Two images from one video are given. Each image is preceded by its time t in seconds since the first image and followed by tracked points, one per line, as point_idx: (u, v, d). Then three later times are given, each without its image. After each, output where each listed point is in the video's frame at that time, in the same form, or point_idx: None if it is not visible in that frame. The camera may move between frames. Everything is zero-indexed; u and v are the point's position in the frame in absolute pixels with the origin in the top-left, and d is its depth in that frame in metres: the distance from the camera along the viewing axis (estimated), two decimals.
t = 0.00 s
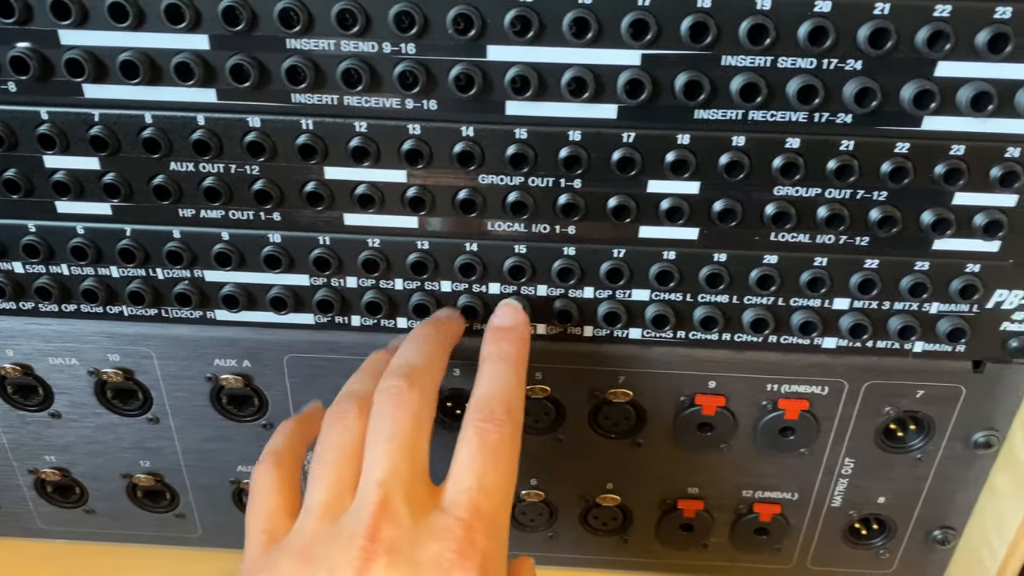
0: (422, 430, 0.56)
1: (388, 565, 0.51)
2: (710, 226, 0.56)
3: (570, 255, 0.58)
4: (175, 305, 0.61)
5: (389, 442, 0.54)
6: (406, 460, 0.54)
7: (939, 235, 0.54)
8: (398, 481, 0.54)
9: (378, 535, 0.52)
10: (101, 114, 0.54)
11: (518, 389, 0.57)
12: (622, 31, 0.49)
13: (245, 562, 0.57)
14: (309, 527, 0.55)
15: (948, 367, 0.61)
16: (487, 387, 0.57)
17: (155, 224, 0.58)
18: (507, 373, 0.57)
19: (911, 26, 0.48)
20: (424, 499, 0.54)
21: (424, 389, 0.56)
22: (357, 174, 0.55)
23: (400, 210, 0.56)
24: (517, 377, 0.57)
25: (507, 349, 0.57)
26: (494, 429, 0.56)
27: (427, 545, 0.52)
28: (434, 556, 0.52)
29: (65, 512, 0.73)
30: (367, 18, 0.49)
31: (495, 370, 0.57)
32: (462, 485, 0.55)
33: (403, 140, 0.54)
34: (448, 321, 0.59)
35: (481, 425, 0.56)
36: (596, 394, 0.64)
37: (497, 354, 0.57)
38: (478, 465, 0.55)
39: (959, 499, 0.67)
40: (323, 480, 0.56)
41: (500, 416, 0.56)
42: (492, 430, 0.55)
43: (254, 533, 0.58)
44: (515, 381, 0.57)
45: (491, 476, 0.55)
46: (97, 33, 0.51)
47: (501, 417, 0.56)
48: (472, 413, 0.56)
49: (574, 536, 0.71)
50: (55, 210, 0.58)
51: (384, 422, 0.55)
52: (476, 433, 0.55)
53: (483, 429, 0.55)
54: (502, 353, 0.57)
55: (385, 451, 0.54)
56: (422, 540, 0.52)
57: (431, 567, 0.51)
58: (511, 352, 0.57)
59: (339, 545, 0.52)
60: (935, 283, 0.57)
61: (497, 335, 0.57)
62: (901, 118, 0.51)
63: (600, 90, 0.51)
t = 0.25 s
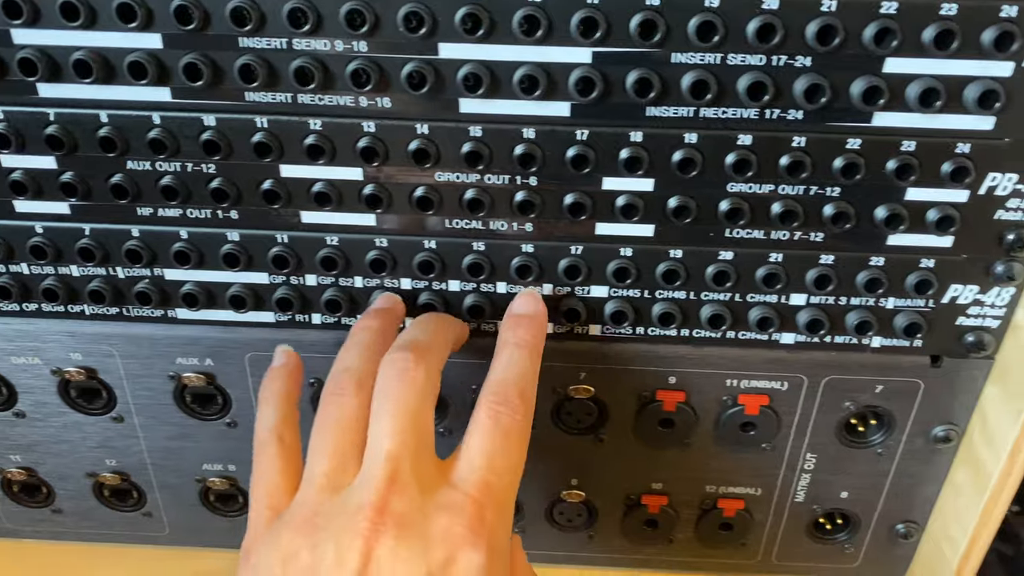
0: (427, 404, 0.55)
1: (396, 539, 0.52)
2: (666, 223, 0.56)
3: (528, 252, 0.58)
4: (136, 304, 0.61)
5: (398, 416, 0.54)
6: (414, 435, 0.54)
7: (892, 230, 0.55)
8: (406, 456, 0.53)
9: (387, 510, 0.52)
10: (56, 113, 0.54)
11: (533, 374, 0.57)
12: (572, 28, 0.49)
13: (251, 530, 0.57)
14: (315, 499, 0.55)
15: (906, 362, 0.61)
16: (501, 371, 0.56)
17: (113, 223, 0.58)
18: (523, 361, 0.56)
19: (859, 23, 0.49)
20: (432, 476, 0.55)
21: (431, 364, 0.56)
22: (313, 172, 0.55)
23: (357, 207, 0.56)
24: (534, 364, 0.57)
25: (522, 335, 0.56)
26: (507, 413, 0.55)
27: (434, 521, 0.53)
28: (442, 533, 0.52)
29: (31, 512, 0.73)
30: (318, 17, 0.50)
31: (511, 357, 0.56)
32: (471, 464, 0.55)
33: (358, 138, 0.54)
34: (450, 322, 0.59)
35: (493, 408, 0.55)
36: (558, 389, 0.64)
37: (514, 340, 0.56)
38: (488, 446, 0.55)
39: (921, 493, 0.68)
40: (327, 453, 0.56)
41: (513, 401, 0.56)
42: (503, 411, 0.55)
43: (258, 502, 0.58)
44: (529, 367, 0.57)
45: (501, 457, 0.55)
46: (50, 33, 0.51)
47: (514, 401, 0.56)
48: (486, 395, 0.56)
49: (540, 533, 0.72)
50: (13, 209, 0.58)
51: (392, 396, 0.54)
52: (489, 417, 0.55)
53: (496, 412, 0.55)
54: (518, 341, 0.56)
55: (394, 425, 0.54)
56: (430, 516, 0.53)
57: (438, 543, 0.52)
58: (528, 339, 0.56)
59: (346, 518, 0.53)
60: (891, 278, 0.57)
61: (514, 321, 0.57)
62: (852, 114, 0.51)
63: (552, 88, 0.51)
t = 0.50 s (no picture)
0: (445, 393, 0.55)
1: (414, 522, 0.51)
2: (616, 212, 0.56)
3: (481, 241, 0.58)
4: (89, 296, 0.61)
5: (420, 402, 0.54)
6: (433, 422, 0.54)
7: (840, 217, 0.55)
8: (425, 441, 0.53)
9: (405, 492, 0.51)
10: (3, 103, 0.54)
11: (554, 374, 0.58)
12: (515, 15, 0.49)
13: (253, 513, 0.56)
14: (329, 481, 0.53)
15: (860, 350, 0.61)
16: (520, 369, 0.57)
17: (63, 214, 0.58)
18: (545, 362, 0.57)
19: (801, 9, 0.49)
20: (450, 464, 0.54)
21: (453, 354, 0.56)
22: (262, 162, 0.55)
23: (307, 197, 0.56)
24: (554, 364, 0.58)
25: (547, 337, 0.57)
26: (527, 409, 0.56)
27: (451, 508, 0.52)
28: (459, 519, 0.52)
29: None
30: (262, 6, 0.50)
31: (533, 356, 0.57)
32: (490, 454, 0.55)
33: (306, 127, 0.54)
34: (462, 324, 0.59)
35: (513, 403, 0.56)
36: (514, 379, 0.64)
37: (536, 340, 0.57)
38: (506, 438, 0.55)
39: (879, 481, 0.68)
40: (342, 436, 0.55)
41: (532, 397, 0.57)
42: (523, 407, 0.56)
43: (262, 485, 0.57)
44: (551, 367, 0.57)
45: (518, 449, 0.55)
46: None
47: (534, 397, 0.57)
48: (506, 392, 0.57)
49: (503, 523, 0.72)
50: None
51: (413, 381, 0.54)
52: (509, 411, 0.56)
53: (517, 407, 0.56)
54: (543, 341, 0.57)
55: (413, 410, 0.54)
56: (447, 502, 0.52)
57: (453, 529, 0.51)
58: (551, 340, 0.57)
59: (362, 499, 0.51)
60: (842, 266, 0.57)
61: (540, 321, 0.57)
62: (797, 102, 0.51)
63: (497, 76, 0.51)
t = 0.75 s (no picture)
0: (439, 398, 0.57)
1: (410, 517, 0.52)
2: (567, 212, 0.57)
3: (435, 241, 0.58)
4: (49, 297, 0.61)
5: (413, 405, 0.56)
6: (427, 424, 0.56)
7: (786, 216, 0.56)
8: (420, 441, 0.55)
9: (401, 488, 0.53)
10: None
11: (535, 380, 0.59)
12: (461, 18, 0.50)
13: (247, 512, 0.56)
14: (326, 480, 0.55)
15: (812, 346, 0.62)
16: (504, 376, 0.58)
17: (21, 216, 0.58)
18: (525, 369, 0.59)
19: (742, 11, 0.49)
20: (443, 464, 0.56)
21: (446, 362, 0.57)
22: (216, 163, 0.56)
23: (261, 198, 0.57)
24: (535, 371, 0.59)
25: (525, 345, 0.58)
26: (513, 413, 0.58)
27: (445, 505, 0.54)
28: (453, 515, 0.53)
29: None
30: (210, 10, 0.50)
31: (513, 365, 0.58)
32: (481, 455, 0.56)
33: (258, 128, 0.54)
34: (454, 331, 0.60)
35: (499, 408, 0.58)
36: (473, 377, 0.64)
37: (517, 348, 0.58)
38: (494, 440, 0.57)
39: (837, 476, 0.68)
40: (340, 437, 0.56)
41: (517, 402, 0.58)
42: (508, 411, 0.58)
43: (258, 484, 0.57)
44: (532, 373, 0.59)
45: (508, 450, 0.57)
46: None
47: (519, 402, 0.58)
48: (491, 397, 0.58)
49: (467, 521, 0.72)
50: None
51: (407, 385, 0.56)
52: (496, 415, 0.57)
53: (503, 411, 0.58)
54: (522, 349, 0.58)
55: (406, 413, 0.56)
56: (441, 499, 0.54)
57: (447, 525, 0.53)
58: (531, 348, 0.59)
59: (358, 495, 0.53)
60: (791, 264, 0.58)
61: (517, 330, 0.59)
62: (741, 102, 0.52)
63: (445, 78, 0.52)
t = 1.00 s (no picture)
0: (420, 404, 0.58)
1: (394, 514, 0.54)
2: (537, 208, 0.57)
3: (406, 238, 0.58)
4: (21, 296, 0.61)
5: (395, 409, 0.57)
6: (408, 428, 0.57)
7: (754, 212, 0.56)
8: (401, 444, 0.57)
9: (385, 486, 0.54)
10: None
11: (511, 379, 0.60)
12: (427, 15, 0.50)
13: (231, 514, 0.57)
14: (309, 481, 0.56)
15: (782, 341, 0.62)
16: (480, 376, 0.59)
17: None
18: (500, 367, 0.59)
19: (706, 8, 0.50)
20: (424, 465, 0.57)
21: (426, 371, 0.60)
22: (186, 162, 0.56)
23: (232, 196, 0.57)
24: (510, 369, 0.60)
25: (501, 343, 0.59)
26: (490, 413, 0.59)
27: (428, 503, 0.55)
28: (436, 513, 0.55)
29: None
30: (177, 8, 0.51)
31: (488, 364, 0.59)
32: (460, 455, 0.58)
33: (227, 126, 0.54)
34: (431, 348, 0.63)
35: (476, 408, 0.58)
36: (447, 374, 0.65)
37: (492, 347, 0.59)
38: (474, 440, 0.58)
39: (810, 470, 0.69)
40: (323, 440, 0.58)
41: (493, 402, 0.59)
42: (486, 410, 0.59)
43: (241, 488, 0.58)
44: (506, 371, 0.60)
45: (487, 449, 0.58)
46: None
47: (496, 402, 0.59)
48: (468, 397, 0.59)
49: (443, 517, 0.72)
50: None
51: (389, 391, 0.58)
52: (473, 416, 0.58)
53: (480, 412, 0.58)
54: (496, 348, 0.59)
55: (388, 417, 0.57)
56: (424, 497, 0.55)
57: (431, 523, 0.54)
58: (505, 346, 0.59)
59: (343, 495, 0.54)
60: (759, 259, 0.59)
61: (489, 330, 0.59)
62: (706, 99, 0.53)
63: (412, 75, 0.52)
